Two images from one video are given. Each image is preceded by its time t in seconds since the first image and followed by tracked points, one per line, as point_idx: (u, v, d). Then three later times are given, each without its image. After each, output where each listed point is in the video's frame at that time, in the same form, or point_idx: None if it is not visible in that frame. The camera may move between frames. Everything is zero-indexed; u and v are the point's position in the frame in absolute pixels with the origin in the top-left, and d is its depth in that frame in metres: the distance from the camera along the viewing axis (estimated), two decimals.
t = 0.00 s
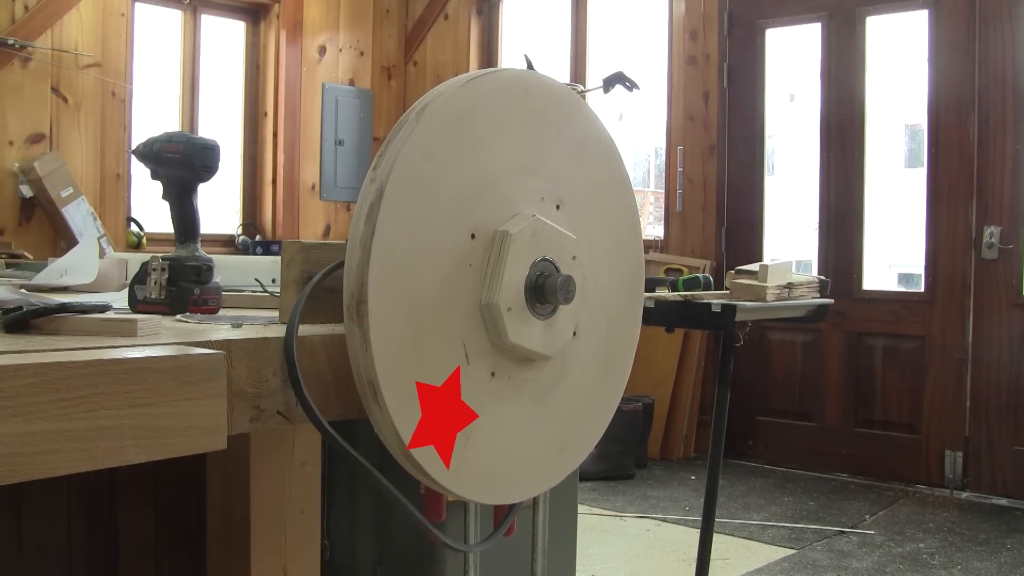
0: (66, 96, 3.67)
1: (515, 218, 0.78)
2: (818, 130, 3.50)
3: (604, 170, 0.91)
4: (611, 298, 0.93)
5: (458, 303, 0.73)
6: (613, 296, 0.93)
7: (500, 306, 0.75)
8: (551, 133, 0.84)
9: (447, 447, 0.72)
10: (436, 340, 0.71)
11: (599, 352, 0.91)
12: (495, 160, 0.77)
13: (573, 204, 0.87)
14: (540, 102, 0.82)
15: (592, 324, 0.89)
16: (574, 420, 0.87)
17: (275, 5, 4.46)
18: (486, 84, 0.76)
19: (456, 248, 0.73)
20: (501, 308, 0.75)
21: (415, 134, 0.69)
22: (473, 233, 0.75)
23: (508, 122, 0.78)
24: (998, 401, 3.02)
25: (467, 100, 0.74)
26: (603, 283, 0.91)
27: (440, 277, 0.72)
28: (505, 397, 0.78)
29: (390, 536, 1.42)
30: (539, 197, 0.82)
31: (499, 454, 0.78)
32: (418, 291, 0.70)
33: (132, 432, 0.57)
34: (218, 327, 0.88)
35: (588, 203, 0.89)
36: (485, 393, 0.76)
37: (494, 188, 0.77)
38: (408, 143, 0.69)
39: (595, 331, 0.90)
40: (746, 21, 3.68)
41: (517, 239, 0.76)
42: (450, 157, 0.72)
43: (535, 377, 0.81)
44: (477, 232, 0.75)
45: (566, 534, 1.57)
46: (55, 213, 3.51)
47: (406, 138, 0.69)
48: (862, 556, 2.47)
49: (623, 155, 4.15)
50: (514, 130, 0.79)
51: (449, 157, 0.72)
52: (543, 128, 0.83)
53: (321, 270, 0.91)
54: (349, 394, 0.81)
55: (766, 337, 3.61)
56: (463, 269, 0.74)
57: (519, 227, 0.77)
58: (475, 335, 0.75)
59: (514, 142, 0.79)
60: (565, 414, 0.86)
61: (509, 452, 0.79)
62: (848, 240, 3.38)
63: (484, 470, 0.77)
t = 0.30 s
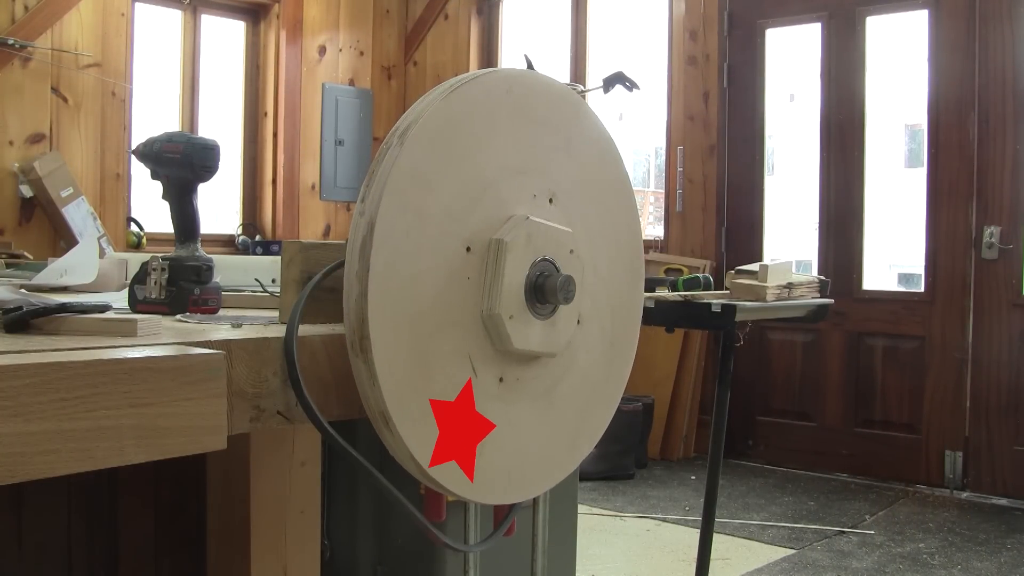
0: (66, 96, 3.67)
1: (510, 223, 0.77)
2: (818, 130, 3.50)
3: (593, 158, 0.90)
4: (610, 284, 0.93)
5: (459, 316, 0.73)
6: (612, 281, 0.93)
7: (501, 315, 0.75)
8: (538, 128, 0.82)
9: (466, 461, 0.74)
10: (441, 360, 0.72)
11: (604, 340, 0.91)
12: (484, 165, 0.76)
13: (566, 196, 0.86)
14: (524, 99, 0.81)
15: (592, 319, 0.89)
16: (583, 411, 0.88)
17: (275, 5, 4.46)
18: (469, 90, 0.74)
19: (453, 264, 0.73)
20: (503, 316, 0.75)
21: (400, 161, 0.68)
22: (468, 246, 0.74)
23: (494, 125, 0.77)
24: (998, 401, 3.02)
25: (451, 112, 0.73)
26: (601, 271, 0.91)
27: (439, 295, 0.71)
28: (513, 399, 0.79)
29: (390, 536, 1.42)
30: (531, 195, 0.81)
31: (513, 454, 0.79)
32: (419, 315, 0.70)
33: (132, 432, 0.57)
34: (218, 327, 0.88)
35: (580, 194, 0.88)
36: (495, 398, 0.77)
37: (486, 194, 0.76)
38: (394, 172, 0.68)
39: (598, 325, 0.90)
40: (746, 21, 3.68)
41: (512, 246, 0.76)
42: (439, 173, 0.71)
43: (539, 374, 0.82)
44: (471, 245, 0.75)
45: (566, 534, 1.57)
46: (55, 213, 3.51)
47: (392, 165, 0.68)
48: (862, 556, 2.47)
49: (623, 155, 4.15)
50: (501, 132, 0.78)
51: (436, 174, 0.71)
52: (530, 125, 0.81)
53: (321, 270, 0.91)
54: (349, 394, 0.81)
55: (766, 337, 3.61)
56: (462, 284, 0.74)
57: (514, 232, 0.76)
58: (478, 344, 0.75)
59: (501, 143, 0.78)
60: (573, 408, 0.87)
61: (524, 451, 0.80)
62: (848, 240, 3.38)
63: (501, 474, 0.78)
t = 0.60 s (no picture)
0: (66, 96, 3.67)
1: (504, 229, 0.77)
2: (818, 130, 3.50)
3: (583, 145, 0.88)
4: (607, 271, 0.92)
5: (461, 329, 0.74)
6: (611, 269, 0.92)
7: (502, 323, 0.75)
8: (527, 127, 0.81)
9: (482, 467, 0.76)
10: (447, 376, 0.72)
11: (607, 328, 0.92)
12: (475, 173, 0.75)
13: (559, 190, 0.85)
14: (509, 99, 0.79)
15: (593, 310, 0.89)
16: (590, 399, 0.90)
17: (275, 5, 4.46)
18: (452, 102, 0.72)
19: (451, 280, 0.73)
20: (505, 323, 0.75)
21: (388, 190, 0.67)
22: (465, 259, 0.74)
23: (481, 131, 0.76)
24: (998, 401, 3.02)
25: (437, 127, 0.71)
26: (597, 260, 0.90)
27: (439, 312, 0.71)
28: (520, 399, 0.80)
29: (390, 535, 1.42)
30: (524, 194, 0.80)
31: (526, 451, 0.81)
32: (421, 338, 0.70)
33: (132, 432, 0.57)
34: (218, 327, 0.88)
35: (573, 187, 0.87)
36: (503, 401, 0.78)
37: (480, 200, 0.76)
38: (383, 202, 0.67)
39: (601, 317, 0.90)
40: (746, 21, 3.68)
41: (509, 252, 0.76)
42: (431, 189, 0.71)
43: (544, 371, 0.83)
44: (468, 257, 0.74)
45: (566, 533, 1.57)
46: (55, 213, 3.51)
47: (381, 194, 0.67)
48: (862, 556, 2.47)
49: (623, 155, 4.15)
50: (488, 138, 0.76)
51: (427, 194, 0.70)
52: (517, 124, 0.80)
53: (321, 270, 0.91)
54: (349, 394, 0.81)
55: (766, 336, 3.61)
56: (461, 297, 0.74)
57: (509, 237, 0.76)
58: (482, 353, 0.76)
59: (490, 147, 0.77)
60: (578, 401, 0.88)
61: (537, 447, 0.82)
62: (848, 240, 3.38)
63: (517, 470, 0.80)
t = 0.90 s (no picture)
0: (66, 96, 3.67)
1: (500, 235, 0.76)
2: (818, 130, 3.50)
3: (572, 134, 0.87)
4: (602, 259, 0.91)
5: (464, 340, 0.74)
6: (609, 258, 0.92)
7: (505, 328, 0.75)
8: (516, 127, 0.79)
9: (495, 471, 0.78)
10: (454, 389, 0.73)
11: (608, 317, 0.92)
12: (466, 182, 0.74)
13: (552, 185, 0.84)
14: (494, 101, 0.77)
15: (592, 305, 0.89)
16: (598, 384, 0.91)
17: (275, 6, 4.45)
18: (435, 117, 0.71)
19: (450, 294, 0.73)
20: (508, 329, 0.75)
21: (380, 221, 0.67)
22: (463, 270, 0.74)
23: (468, 139, 0.74)
24: (998, 401, 3.02)
25: (425, 144, 0.70)
26: (592, 252, 0.89)
27: (441, 323, 0.72)
28: (527, 398, 0.81)
29: (390, 536, 1.41)
30: (517, 194, 0.80)
31: (538, 444, 0.83)
32: (425, 359, 0.70)
33: (132, 432, 0.57)
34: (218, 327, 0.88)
35: (566, 181, 0.86)
36: (510, 404, 0.79)
37: (475, 206, 0.75)
38: (377, 234, 0.67)
39: (602, 308, 0.91)
40: (746, 21, 3.68)
41: (506, 257, 0.75)
42: (423, 208, 0.70)
43: (546, 369, 0.83)
44: (466, 268, 0.74)
45: (566, 533, 1.57)
46: (55, 213, 3.51)
47: (373, 222, 0.67)
48: (862, 556, 2.47)
49: (623, 155, 4.15)
50: (476, 144, 0.75)
51: (420, 215, 0.70)
52: (505, 124, 0.78)
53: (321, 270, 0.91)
54: (349, 394, 0.81)
55: (766, 336, 3.61)
56: (462, 308, 0.74)
57: (505, 242, 0.76)
58: (485, 359, 0.76)
59: (479, 153, 0.75)
60: (582, 393, 0.88)
61: (548, 439, 0.84)
62: (848, 240, 3.38)
63: (528, 464, 0.82)
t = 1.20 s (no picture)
0: (66, 96, 3.67)
1: (497, 239, 0.76)
2: (818, 129, 3.49)
3: (560, 126, 0.85)
4: (596, 249, 0.90)
5: (467, 348, 0.74)
6: (606, 251, 0.92)
7: (508, 333, 0.76)
8: (507, 126, 0.78)
9: (509, 473, 0.80)
10: (462, 399, 0.74)
11: (608, 308, 0.92)
12: (459, 190, 0.73)
13: (547, 182, 0.83)
14: (481, 104, 0.76)
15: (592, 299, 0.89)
16: (603, 370, 0.92)
17: (275, 5, 4.45)
18: (424, 131, 0.70)
19: (451, 304, 0.73)
20: (510, 333, 0.76)
21: (377, 246, 0.66)
22: (462, 279, 0.74)
23: (458, 146, 0.73)
24: (999, 402, 3.02)
25: (415, 159, 0.69)
26: (587, 248, 0.89)
27: (444, 333, 0.72)
28: (531, 396, 0.82)
29: (390, 537, 1.41)
30: (510, 195, 0.79)
31: (546, 439, 0.84)
32: (431, 373, 0.71)
33: (132, 432, 0.57)
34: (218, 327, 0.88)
35: (561, 177, 0.85)
36: (516, 404, 0.80)
37: (471, 212, 0.75)
38: (374, 260, 0.66)
39: (601, 302, 0.91)
40: (746, 21, 3.68)
41: (504, 262, 0.75)
42: (418, 223, 0.70)
43: (549, 368, 0.83)
44: (464, 277, 0.74)
45: (566, 533, 1.57)
46: (55, 213, 3.51)
47: (369, 244, 0.67)
48: (862, 556, 2.47)
49: (623, 155, 4.15)
50: (467, 150, 0.74)
51: (415, 232, 0.69)
52: (496, 125, 0.77)
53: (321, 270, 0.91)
54: (349, 394, 0.81)
55: (766, 336, 3.61)
56: (463, 317, 0.74)
57: (503, 248, 0.75)
58: (489, 365, 0.77)
59: (470, 159, 0.74)
60: (585, 387, 0.89)
61: (555, 433, 0.86)
62: (848, 240, 3.38)
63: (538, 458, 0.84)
